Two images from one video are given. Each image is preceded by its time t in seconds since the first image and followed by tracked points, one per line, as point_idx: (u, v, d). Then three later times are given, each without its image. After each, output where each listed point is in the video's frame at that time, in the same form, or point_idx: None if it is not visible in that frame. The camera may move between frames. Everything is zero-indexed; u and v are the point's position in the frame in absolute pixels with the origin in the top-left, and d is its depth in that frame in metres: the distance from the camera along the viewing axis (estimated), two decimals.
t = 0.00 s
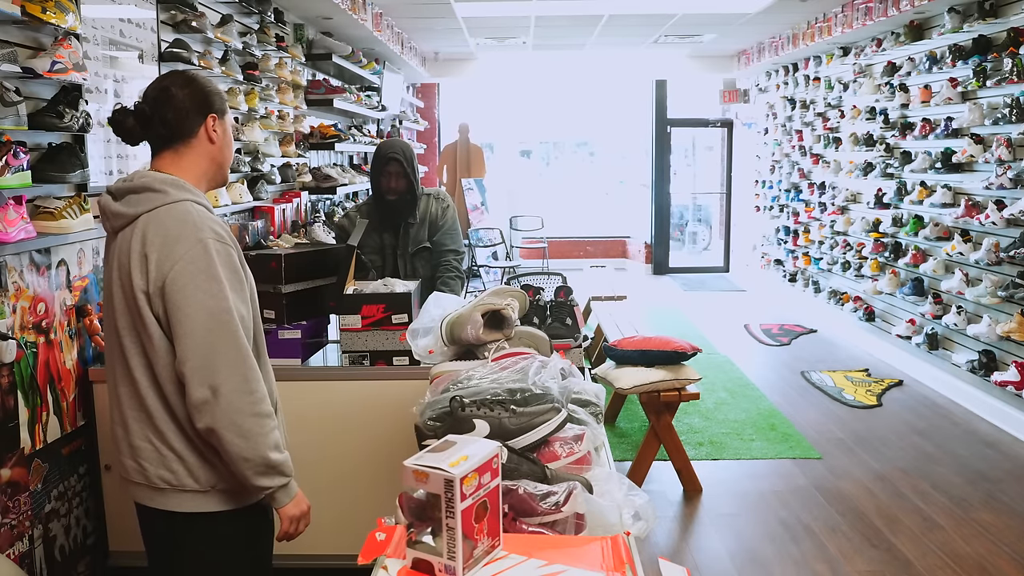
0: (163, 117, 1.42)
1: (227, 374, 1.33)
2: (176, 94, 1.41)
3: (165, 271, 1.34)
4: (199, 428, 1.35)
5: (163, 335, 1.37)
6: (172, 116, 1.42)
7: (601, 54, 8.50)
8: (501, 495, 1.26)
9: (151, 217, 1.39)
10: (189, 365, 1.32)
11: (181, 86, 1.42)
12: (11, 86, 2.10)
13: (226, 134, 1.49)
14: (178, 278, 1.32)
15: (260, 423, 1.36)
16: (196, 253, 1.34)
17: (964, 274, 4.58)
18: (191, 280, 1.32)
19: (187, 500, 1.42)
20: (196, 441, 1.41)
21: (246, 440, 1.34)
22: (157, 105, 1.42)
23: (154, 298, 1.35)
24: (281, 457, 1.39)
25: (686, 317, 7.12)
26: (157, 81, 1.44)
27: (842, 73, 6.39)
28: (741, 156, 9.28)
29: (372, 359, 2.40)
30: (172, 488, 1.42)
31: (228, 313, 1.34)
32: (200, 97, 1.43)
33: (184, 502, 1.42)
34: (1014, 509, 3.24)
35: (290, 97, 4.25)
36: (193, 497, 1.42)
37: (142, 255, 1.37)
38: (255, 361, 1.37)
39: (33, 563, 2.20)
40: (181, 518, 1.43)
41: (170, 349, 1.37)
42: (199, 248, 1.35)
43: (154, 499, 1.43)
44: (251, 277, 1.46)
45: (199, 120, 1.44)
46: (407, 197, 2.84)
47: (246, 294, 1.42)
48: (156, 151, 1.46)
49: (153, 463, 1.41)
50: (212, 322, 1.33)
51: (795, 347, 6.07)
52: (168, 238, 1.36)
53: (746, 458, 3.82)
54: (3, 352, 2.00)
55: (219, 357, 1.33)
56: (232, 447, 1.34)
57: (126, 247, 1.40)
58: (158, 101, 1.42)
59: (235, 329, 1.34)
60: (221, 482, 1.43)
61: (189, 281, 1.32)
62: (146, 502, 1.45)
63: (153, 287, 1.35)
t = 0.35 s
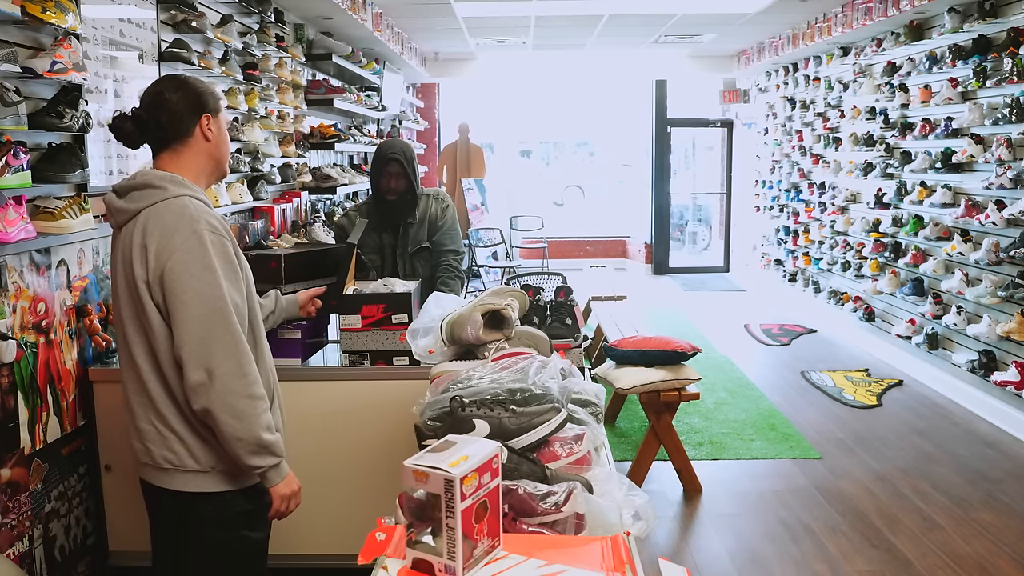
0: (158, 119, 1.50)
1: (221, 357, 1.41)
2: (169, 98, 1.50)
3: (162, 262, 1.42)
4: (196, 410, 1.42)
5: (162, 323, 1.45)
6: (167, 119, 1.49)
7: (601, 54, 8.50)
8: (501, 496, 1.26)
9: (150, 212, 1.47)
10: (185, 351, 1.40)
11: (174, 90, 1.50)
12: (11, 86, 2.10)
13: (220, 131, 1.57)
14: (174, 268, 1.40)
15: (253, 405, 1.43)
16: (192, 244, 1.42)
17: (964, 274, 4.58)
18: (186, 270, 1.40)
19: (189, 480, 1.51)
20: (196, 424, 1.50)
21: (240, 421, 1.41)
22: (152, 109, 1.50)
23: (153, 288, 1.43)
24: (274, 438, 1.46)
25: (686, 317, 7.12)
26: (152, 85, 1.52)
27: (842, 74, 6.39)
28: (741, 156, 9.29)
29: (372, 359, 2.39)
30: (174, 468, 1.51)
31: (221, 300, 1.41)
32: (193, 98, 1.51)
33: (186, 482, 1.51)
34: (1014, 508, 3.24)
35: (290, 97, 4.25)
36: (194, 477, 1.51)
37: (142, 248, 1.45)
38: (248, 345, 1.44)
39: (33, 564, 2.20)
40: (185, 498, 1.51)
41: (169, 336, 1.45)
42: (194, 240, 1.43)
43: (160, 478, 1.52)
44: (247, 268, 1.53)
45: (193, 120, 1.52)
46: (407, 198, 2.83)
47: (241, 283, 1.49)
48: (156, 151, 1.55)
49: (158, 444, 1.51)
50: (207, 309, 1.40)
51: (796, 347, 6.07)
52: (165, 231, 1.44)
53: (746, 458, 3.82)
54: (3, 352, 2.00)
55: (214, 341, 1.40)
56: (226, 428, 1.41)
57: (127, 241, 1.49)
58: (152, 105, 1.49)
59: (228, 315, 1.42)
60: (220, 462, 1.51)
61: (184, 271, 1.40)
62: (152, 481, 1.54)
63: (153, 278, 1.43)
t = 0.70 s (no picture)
0: (162, 119, 1.61)
1: (232, 347, 1.51)
2: (172, 101, 1.60)
3: (171, 259, 1.52)
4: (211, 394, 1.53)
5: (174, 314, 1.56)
6: (170, 121, 1.60)
7: (601, 54, 8.50)
8: (501, 496, 1.26)
9: (157, 210, 1.56)
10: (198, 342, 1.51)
11: (176, 94, 1.60)
12: (11, 86, 2.10)
13: (222, 132, 1.67)
14: (183, 265, 1.50)
15: (262, 387, 1.55)
16: (198, 241, 1.52)
17: (964, 274, 4.58)
18: (194, 266, 1.50)
19: (211, 456, 1.65)
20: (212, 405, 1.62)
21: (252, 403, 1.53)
22: (156, 111, 1.61)
23: (162, 282, 1.53)
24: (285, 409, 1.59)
25: (686, 317, 7.12)
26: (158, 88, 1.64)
27: (842, 74, 6.39)
28: (741, 156, 9.29)
29: (372, 359, 2.39)
30: (195, 447, 1.64)
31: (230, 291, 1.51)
32: (197, 101, 1.61)
33: (208, 458, 1.65)
34: (1014, 509, 3.24)
35: (290, 97, 4.25)
36: (215, 453, 1.65)
37: (151, 245, 1.55)
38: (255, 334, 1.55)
39: (33, 563, 2.21)
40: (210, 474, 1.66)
41: (179, 326, 1.56)
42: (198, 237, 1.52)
43: (183, 455, 1.66)
44: (251, 259, 1.63)
45: (195, 123, 1.63)
46: (408, 197, 2.83)
47: (246, 274, 1.59)
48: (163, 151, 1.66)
49: (178, 425, 1.63)
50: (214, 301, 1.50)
51: (796, 347, 6.07)
52: (173, 229, 1.53)
53: (746, 458, 3.82)
54: (3, 352, 2.00)
55: (224, 332, 1.51)
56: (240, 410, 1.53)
57: (136, 237, 1.58)
58: (155, 107, 1.62)
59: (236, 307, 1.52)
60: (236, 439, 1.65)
61: (192, 266, 1.50)
62: (175, 458, 1.68)
63: (162, 273, 1.53)
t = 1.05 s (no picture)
0: (188, 119, 1.72)
1: (299, 323, 1.69)
2: (197, 101, 1.70)
3: (235, 246, 1.66)
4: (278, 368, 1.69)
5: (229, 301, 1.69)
6: (193, 119, 1.71)
7: (601, 54, 8.50)
8: (501, 496, 1.26)
9: (206, 202, 1.68)
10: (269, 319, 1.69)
11: (201, 94, 1.71)
12: (11, 86, 2.10)
13: (240, 134, 1.78)
14: (250, 251, 1.65)
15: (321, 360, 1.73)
16: (259, 230, 1.67)
17: (964, 274, 4.58)
18: (262, 250, 1.66)
19: (250, 444, 1.75)
20: (254, 391, 1.74)
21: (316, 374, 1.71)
22: (181, 110, 1.71)
23: (222, 270, 1.66)
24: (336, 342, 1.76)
25: (686, 317, 7.12)
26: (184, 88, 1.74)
27: (842, 73, 6.39)
28: (741, 156, 9.29)
29: (372, 359, 2.41)
30: (233, 436, 1.74)
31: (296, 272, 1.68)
32: (219, 102, 1.72)
33: (248, 446, 1.75)
34: (1015, 509, 3.24)
35: (290, 97, 4.24)
36: (252, 442, 1.75)
37: (206, 236, 1.67)
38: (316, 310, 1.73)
39: (33, 563, 2.20)
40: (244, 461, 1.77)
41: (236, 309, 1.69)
42: (259, 226, 1.67)
43: (215, 449, 1.74)
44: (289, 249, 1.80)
45: (218, 122, 1.73)
46: (408, 197, 2.83)
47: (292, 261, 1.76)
48: (186, 147, 1.76)
49: (219, 415, 1.72)
50: (282, 282, 1.66)
51: (795, 347, 6.07)
52: (230, 220, 1.67)
53: (746, 458, 3.82)
54: (3, 352, 2.00)
55: (291, 311, 1.68)
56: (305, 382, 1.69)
57: (184, 229, 1.69)
58: (181, 106, 1.71)
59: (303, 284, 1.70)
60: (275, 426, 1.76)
61: (259, 252, 1.66)
62: (204, 453, 1.75)
63: (223, 262, 1.66)
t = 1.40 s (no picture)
0: (234, 120, 1.76)
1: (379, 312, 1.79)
2: (244, 103, 1.75)
3: (320, 246, 1.72)
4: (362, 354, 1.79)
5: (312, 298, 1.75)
6: (240, 121, 1.76)
7: (601, 54, 8.50)
8: (501, 495, 1.26)
9: (282, 205, 1.73)
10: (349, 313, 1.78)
11: (247, 97, 1.76)
12: (11, 86, 2.11)
13: (279, 136, 1.85)
14: (334, 251, 1.73)
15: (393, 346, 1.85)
16: (338, 230, 1.76)
17: (964, 274, 4.58)
18: (344, 247, 1.74)
19: (328, 435, 1.81)
20: (332, 383, 1.81)
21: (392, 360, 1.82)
22: (226, 112, 1.75)
23: (308, 270, 1.72)
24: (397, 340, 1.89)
25: (686, 317, 7.12)
26: (227, 90, 1.77)
27: (842, 74, 6.39)
28: (741, 156, 9.29)
29: (372, 359, 2.39)
30: (316, 430, 1.79)
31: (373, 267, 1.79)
32: (263, 104, 1.78)
33: (326, 437, 1.81)
34: (1015, 509, 3.24)
35: (290, 97, 4.24)
36: (330, 433, 1.81)
37: (290, 238, 1.71)
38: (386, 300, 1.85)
39: (33, 563, 2.20)
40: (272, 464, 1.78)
41: (318, 306, 1.76)
42: (336, 225, 1.76)
43: (298, 444, 1.78)
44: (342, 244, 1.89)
45: (261, 123, 1.79)
46: (407, 196, 2.83)
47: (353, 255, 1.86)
48: (230, 148, 1.81)
49: (301, 411, 1.76)
50: (364, 278, 1.75)
51: (795, 347, 6.07)
52: (311, 221, 1.73)
53: (746, 458, 3.82)
54: (3, 353, 2.00)
55: (374, 304, 1.77)
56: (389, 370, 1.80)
57: (263, 232, 1.71)
58: (230, 108, 1.75)
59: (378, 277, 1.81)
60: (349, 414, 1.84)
61: (342, 251, 1.74)
62: (287, 451, 1.77)
63: (309, 262, 1.72)
